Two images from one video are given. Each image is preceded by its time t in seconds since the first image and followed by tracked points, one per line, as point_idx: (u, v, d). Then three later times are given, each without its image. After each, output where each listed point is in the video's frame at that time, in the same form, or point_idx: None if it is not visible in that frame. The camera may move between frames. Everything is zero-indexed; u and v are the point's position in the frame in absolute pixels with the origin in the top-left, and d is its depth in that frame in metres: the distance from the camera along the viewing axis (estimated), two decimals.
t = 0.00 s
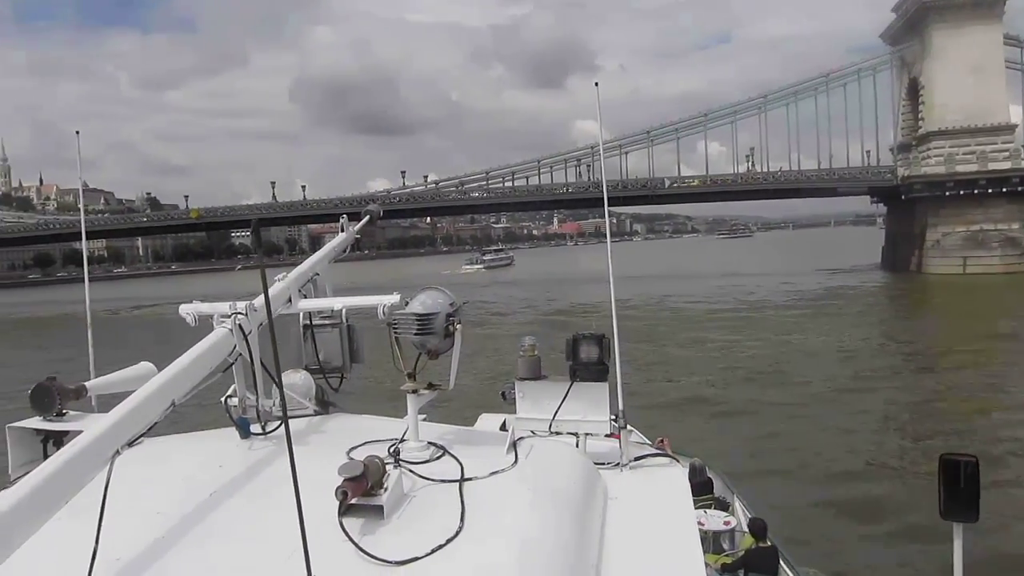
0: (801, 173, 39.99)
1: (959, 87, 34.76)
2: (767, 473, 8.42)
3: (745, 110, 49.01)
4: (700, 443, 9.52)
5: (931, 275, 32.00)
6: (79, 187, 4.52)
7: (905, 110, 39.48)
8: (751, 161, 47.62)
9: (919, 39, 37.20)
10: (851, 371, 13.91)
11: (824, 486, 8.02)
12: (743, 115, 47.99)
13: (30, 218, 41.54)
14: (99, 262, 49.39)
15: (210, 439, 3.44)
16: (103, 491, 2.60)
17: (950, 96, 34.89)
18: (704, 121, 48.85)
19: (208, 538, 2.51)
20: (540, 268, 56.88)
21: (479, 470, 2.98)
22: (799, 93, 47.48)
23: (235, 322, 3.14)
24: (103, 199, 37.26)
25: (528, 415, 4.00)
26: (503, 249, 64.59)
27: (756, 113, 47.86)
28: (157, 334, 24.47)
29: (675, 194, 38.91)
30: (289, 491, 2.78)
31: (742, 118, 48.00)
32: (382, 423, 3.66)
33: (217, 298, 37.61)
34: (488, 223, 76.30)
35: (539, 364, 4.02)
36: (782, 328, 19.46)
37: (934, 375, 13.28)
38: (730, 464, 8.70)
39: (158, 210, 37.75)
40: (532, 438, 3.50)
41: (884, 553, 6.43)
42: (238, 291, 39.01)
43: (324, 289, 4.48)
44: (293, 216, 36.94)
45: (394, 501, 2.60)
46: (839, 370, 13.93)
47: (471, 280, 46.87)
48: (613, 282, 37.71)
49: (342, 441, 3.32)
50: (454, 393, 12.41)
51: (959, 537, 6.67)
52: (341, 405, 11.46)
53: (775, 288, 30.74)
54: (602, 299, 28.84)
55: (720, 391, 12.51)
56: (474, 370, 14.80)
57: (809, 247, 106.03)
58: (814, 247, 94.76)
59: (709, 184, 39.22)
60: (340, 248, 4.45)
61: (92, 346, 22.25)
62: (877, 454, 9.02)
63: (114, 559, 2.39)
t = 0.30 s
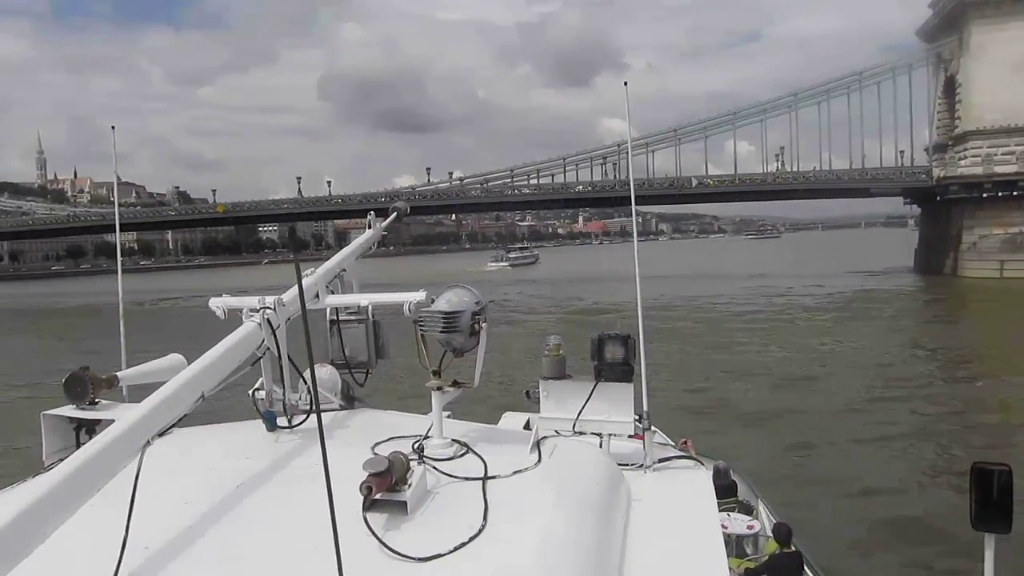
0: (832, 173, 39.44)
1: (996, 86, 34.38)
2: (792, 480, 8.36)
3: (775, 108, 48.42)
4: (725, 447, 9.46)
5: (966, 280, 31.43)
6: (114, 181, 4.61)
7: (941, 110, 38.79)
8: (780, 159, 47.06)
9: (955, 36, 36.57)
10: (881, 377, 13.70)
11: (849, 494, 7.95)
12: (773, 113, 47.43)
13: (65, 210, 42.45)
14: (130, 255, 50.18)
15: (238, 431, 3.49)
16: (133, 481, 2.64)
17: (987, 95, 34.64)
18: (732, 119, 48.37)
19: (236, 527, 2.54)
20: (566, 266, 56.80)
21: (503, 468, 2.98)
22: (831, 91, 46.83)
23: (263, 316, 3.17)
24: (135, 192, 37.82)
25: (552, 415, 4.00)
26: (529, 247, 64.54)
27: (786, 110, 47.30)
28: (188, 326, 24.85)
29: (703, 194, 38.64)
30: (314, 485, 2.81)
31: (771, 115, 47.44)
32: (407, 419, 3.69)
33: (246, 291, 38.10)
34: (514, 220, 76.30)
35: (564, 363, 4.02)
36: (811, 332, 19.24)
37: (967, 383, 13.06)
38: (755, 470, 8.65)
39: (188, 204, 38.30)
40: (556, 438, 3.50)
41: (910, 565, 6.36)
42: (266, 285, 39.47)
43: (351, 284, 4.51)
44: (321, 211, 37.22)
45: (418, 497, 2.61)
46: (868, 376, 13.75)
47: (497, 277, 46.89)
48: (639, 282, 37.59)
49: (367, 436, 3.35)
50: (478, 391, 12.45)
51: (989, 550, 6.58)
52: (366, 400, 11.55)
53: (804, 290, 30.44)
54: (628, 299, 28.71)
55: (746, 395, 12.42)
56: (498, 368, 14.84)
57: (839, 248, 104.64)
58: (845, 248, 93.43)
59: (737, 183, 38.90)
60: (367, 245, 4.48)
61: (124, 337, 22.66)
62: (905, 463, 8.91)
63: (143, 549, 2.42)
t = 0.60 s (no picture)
0: (875, 170, 38.71)
1: None
2: (830, 485, 8.25)
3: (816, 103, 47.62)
4: (762, 449, 9.34)
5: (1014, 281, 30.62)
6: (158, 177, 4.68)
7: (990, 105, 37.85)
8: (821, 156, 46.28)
9: (1008, 28, 35.87)
10: (925, 381, 13.44)
11: (889, 499, 7.81)
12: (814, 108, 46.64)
13: (110, 207, 43.38)
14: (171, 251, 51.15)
15: (277, 426, 3.54)
16: (178, 472, 2.69)
17: None
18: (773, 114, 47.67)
19: (274, 521, 2.57)
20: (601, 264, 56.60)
21: (538, 468, 2.98)
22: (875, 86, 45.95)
23: (302, 312, 3.21)
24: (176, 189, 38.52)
25: (588, 415, 3.98)
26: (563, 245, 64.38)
27: (828, 106, 46.49)
28: (227, 322, 25.26)
29: (741, 191, 38.19)
30: (352, 479, 2.84)
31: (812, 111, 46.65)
32: (443, 416, 3.70)
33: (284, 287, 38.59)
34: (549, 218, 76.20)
35: (600, 362, 4.00)
36: (852, 334, 18.92)
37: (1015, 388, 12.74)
38: (792, 474, 8.54)
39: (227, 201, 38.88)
40: (592, 438, 3.48)
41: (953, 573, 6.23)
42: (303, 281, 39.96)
43: (389, 281, 4.55)
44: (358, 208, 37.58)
45: (454, 495, 2.62)
46: (912, 380, 13.49)
47: (532, 275, 46.86)
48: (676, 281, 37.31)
49: (403, 432, 3.37)
50: (513, 389, 12.46)
51: None
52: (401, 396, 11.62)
53: (845, 291, 29.93)
54: (663, 298, 28.50)
55: (785, 398, 12.26)
56: (534, 367, 14.83)
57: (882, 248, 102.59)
58: (887, 248, 91.63)
59: (777, 180, 38.37)
60: (404, 242, 4.51)
61: (165, 332, 23.10)
62: (948, 469, 8.73)
63: (186, 539, 2.46)
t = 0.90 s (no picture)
0: (914, 168, 38.00)
1: None
2: (865, 491, 8.16)
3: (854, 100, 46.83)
4: (797, 454, 9.25)
5: None
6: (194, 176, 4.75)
7: None
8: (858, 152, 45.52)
9: None
10: (965, 386, 13.19)
11: (926, 507, 7.71)
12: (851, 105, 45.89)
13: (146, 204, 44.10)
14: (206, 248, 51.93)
15: (312, 422, 3.57)
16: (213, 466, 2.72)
17: None
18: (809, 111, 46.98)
19: (309, 517, 2.58)
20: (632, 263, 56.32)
21: (571, 467, 2.96)
22: (916, 82, 45.07)
23: (337, 309, 3.23)
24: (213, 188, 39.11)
25: (621, 414, 3.95)
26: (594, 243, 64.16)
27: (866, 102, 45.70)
28: (260, 319, 25.57)
29: (776, 189, 37.76)
30: (385, 476, 2.85)
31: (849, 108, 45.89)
32: (475, 414, 3.69)
33: (318, 285, 38.98)
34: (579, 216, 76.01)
35: (634, 361, 3.96)
36: (890, 337, 18.59)
37: None
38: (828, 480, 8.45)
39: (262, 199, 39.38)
40: (625, 437, 3.46)
41: None
42: (335, 278, 40.33)
43: (421, 278, 4.57)
44: (391, 206, 37.85)
45: (487, 494, 2.62)
46: (951, 385, 13.25)
47: (562, 274, 46.83)
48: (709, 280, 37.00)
49: (436, 429, 3.38)
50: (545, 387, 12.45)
51: None
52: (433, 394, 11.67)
53: (883, 292, 29.41)
54: (695, 298, 28.29)
55: (820, 401, 12.11)
56: (565, 365, 14.82)
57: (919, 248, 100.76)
58: (924, 247, 90.01)
59: (812, 178, 37.82)
60: (437, 239, 4.53)
61: (201, 329, 23.46)
62: (989, 477, 8.58)
63: (221, 533, 2.48)
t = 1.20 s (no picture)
0: (952, 165, 37.23)
1: None
2: (902, 489, 8.01)
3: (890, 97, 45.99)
4: (832, 454, 9.12)
5: None
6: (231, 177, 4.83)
7: None
8: (894, 149, 44.71)
9: None
10: (1006, 388, 12.89)
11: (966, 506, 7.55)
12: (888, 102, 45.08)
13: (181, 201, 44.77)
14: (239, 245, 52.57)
15: (345, 418, 3.60)
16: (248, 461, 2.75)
17: None
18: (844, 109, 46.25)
19: (343, 513, 2.60)
20: (661, 262, 55.95)
21: (603, 467, 2.95)
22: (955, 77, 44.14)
23: (370, 307, 3.25)
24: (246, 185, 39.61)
25: (653, 414, 3.92)
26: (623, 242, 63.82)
27: (903, 99, 44.86)
28: (289, 315, 25.84)
29: (809, 187, 37.27)
30: (416, 473, 2.87)
31: (885, 105, 45.09)
32: (507, 412, 3.69)
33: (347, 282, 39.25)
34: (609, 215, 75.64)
35: (665, 361, 3.93)
36: (926, 339, 18.22)
37: None
38: (863, 479, 8.33)
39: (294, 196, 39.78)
40: (657, 437, 3.43)
41: None
42: (366, 274, 40.59)
43: (453, 276, 4.58)
44: (420, 204, 38.01)
45: (519, 492, 2.61)
46: (991, 387, 12.97)
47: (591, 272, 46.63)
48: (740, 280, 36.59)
49: (467, 428, 3.38)
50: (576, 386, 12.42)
51: None
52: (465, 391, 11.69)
53: (918, 293, 28.84)
54: (725, 298, 28.01)
55: (855, 402, 11.91)
56: (595, 364, 14.76)
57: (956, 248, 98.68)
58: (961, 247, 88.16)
59: (845, 176, 37.21)
60: (468, 237, 4.54)
61: (233, 325, 23.74)
62: None
63: (256, 527, 2.51)
